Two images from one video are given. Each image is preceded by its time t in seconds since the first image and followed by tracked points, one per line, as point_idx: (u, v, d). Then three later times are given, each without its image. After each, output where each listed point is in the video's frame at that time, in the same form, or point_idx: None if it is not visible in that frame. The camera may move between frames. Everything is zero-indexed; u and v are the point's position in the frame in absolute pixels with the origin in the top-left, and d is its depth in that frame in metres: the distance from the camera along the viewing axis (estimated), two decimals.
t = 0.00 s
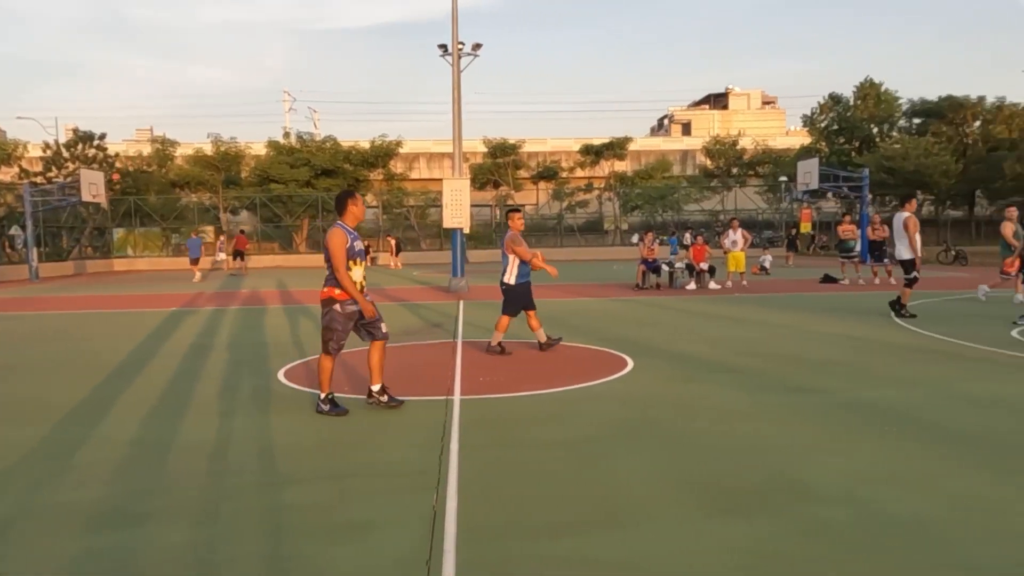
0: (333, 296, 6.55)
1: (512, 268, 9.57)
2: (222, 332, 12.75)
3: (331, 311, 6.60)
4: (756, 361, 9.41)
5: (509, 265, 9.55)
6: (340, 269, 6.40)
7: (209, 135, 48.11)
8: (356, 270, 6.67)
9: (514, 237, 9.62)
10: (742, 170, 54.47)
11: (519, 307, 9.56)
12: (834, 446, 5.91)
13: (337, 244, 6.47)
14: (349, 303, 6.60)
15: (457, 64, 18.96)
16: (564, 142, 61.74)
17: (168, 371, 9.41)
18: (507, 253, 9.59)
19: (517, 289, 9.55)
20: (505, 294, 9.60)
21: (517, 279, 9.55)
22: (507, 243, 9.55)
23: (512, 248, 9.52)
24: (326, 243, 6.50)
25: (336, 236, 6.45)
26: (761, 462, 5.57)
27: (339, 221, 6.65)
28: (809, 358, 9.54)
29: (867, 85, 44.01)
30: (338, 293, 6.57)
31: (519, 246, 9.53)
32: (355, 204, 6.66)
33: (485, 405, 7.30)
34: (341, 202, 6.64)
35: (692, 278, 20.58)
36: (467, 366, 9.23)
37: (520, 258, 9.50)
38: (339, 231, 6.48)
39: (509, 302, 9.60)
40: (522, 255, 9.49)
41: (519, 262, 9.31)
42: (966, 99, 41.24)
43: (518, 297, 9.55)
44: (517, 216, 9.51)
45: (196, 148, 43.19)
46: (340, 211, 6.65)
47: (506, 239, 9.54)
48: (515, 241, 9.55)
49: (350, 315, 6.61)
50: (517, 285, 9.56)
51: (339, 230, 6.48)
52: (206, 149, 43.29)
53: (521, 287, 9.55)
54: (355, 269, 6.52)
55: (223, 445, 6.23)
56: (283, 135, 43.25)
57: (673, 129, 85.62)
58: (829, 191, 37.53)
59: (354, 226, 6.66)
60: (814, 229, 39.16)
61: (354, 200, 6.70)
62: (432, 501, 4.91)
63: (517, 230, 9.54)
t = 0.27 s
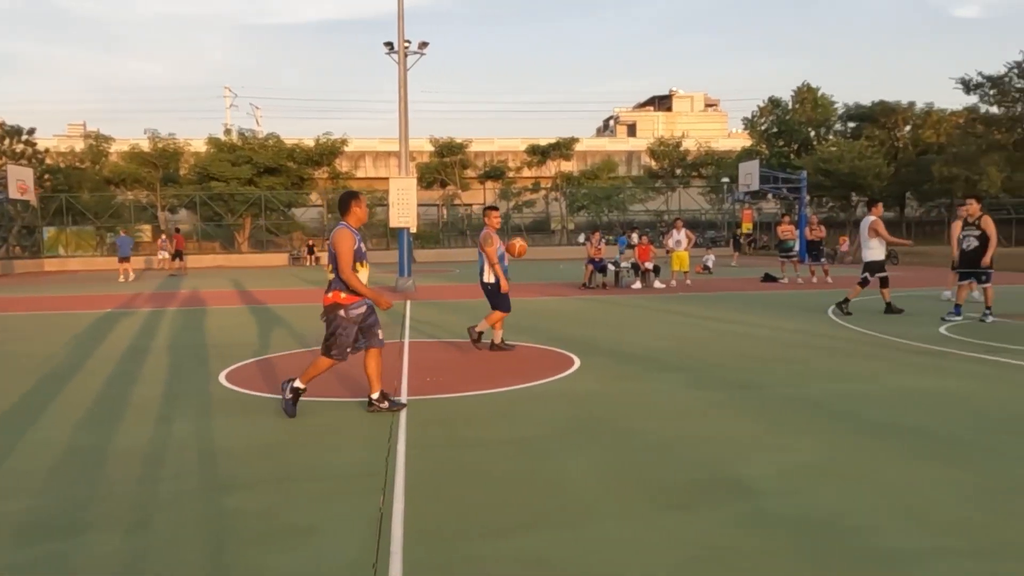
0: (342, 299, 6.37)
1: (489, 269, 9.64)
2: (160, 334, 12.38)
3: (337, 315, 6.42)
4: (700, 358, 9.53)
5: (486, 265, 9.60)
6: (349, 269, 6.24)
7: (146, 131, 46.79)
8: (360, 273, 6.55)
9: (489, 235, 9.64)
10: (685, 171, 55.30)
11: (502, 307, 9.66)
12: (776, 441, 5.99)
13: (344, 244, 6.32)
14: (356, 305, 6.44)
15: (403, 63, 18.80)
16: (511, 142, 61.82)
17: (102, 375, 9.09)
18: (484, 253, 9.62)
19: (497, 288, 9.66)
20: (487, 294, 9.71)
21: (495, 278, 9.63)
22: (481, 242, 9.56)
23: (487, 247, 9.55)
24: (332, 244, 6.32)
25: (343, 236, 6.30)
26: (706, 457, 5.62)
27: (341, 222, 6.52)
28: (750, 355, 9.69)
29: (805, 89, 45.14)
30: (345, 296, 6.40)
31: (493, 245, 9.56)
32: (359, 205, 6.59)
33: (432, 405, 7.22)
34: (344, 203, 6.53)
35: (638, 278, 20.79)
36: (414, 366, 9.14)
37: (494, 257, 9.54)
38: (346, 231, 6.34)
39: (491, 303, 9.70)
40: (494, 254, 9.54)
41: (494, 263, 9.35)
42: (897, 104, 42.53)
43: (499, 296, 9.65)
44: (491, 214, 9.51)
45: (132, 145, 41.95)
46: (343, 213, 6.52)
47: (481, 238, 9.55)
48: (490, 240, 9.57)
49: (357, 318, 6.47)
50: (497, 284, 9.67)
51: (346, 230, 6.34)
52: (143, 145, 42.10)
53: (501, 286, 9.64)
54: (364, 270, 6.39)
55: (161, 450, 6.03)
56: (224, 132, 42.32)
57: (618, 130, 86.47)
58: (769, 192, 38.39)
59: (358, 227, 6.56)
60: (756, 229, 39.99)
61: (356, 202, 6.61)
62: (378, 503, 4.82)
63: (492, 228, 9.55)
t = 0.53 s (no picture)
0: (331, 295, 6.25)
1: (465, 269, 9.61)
2: (96, 337, 11.96)
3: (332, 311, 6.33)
4: (646, 356, 9.61)
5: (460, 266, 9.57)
6: (330, 264, 6.12)
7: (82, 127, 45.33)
8: (358, 268, 6.39)
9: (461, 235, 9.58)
10: (632, 172, 55.86)
11: (480, 307, 9.67)
12: (722, 437, 6.05)
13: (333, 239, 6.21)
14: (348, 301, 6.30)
15: (350, 60, 18.56)
16: (459, 141, 61.68)
17: (33, 379, 8.72)
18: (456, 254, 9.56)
19: (474, 289, 9.67)
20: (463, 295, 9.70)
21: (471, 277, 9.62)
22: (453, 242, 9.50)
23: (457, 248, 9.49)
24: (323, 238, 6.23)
25: (332, 230, 6.18)
26: (654, 454, 5.66)
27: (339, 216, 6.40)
28: (695, 353, 9.80)
29: (747, 92, 46.01)
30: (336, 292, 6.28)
31: (465, 245, 9.51)
32: (356, 198, 6.41)
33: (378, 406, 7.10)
34: (341, 196, 6.40)
35: (586, 277, 20.88)
36: (361, 367, 8.98)
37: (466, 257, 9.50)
38: (335, 225, 6.22)
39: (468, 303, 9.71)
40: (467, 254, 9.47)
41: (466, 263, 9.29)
42: (835, 108, 43.58)
43: (476, 296, 9.65)
44: (464, 213, 9.45)
45: (67, 141, 40.61)
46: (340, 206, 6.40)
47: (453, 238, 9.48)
48: (462, 240, 9.52)
49: (352, 315, 6.32)
50: (474, 284, 9.68)
51: (336, 225, 6.22)
52: (78, 141, 40.75)
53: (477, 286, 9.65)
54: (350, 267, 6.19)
55: (96, 457, 5.80)
56: (164, 128, 41.25)
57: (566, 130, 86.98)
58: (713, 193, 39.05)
59: (354, 221, 6.39)
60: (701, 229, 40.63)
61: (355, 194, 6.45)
62: (326, 505, 4.71)
63: (465, 228, 9.51)
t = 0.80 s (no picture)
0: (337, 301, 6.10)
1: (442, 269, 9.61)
2: (31, 339, 11.53)
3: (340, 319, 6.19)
4: (597, 355, 9.64)
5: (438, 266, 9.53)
6: (337, 269, 5.97)
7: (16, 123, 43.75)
8: (368, 274, 6.22)
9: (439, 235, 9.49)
10: (582, 172, 56.21)
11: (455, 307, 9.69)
12: (672, 434, 6.10)
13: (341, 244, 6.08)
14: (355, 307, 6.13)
15: (298, 57, 18.27)
16: (410, 140, 61.33)
17: None
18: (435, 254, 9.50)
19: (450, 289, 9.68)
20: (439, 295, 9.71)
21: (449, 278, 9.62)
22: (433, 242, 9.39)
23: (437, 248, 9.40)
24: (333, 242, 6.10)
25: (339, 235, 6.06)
26: (605, 451, 5.66)
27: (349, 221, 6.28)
28: (645, 351, 9.88)
29: (694, 94, 46.71)
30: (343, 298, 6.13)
31: (444, 245, 9.42)
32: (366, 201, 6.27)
33: (329, 408, 6.98)
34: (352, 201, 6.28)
35: (537, 276, 20.92)
36: (311, 369, 8.84)
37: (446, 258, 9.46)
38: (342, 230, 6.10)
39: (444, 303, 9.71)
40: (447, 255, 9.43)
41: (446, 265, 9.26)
42: (779, 111, 44.47)
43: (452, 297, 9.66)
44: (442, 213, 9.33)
45: None
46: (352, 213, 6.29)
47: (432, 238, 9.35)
48: (441, 240, 9.42)
49: (362, 321, 6.14)
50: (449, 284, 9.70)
51: (343, 229, 6.09)
52: (12, 136, 39.30)
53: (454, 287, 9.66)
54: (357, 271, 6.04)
55: (31, 464, 5.58)
56: (104, 124, 40.08)
57: (517, 130, 87.15)
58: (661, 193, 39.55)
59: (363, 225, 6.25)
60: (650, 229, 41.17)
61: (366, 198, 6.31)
62: (274, 510, 4.60)
63: (442, 228, 9.40)
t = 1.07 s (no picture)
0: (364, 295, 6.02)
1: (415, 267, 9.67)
2: None
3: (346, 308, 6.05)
4: (547, 353, 9.67)
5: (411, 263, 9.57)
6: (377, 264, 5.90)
7: None
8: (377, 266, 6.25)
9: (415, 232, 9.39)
10: (534, 172, 56.39)
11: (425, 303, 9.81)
12: (623, 431, 6.14)
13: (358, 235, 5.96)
14: (368, 300, 6.08)
15: (245, 52, 17.96)
16: (361, 138, 60.78)
17: None
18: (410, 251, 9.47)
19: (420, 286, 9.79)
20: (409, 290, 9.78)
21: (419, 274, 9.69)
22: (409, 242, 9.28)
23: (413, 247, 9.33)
24: (354, 238, 5.91)
25: (358, 226, 5.93)
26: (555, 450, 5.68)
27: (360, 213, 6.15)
28: (596, 349, 9.94)
29: (645, 96, 47.25)
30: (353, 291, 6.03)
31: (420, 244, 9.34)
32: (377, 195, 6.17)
33: (278, 410, 6.87)
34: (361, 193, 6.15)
35: (490, 276, 20.92)
36: (261, 370, 8.69)
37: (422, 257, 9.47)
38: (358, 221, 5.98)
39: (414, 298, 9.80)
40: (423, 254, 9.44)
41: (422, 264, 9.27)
42: (727, 113, 45.19)
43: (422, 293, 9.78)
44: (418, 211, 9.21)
45: None
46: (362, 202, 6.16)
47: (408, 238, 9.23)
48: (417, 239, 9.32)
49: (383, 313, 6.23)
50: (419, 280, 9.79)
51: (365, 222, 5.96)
52: None
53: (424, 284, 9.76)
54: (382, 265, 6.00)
55: None
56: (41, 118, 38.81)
57: (469, 129, 86.98)
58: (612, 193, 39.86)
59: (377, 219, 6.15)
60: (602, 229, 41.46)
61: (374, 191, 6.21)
62: (222, 515, 4.50)
63: (417, 228, 9.27)
